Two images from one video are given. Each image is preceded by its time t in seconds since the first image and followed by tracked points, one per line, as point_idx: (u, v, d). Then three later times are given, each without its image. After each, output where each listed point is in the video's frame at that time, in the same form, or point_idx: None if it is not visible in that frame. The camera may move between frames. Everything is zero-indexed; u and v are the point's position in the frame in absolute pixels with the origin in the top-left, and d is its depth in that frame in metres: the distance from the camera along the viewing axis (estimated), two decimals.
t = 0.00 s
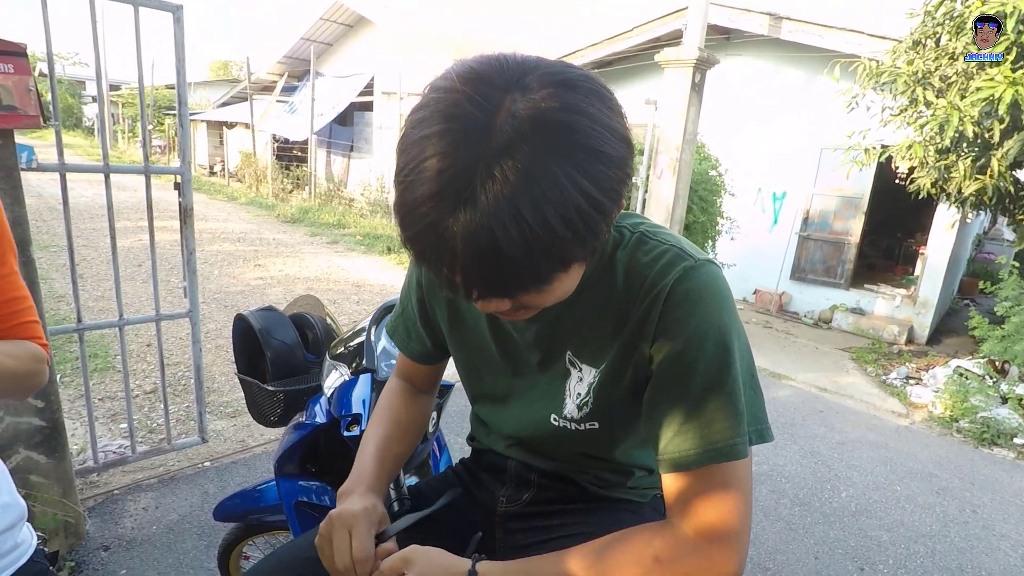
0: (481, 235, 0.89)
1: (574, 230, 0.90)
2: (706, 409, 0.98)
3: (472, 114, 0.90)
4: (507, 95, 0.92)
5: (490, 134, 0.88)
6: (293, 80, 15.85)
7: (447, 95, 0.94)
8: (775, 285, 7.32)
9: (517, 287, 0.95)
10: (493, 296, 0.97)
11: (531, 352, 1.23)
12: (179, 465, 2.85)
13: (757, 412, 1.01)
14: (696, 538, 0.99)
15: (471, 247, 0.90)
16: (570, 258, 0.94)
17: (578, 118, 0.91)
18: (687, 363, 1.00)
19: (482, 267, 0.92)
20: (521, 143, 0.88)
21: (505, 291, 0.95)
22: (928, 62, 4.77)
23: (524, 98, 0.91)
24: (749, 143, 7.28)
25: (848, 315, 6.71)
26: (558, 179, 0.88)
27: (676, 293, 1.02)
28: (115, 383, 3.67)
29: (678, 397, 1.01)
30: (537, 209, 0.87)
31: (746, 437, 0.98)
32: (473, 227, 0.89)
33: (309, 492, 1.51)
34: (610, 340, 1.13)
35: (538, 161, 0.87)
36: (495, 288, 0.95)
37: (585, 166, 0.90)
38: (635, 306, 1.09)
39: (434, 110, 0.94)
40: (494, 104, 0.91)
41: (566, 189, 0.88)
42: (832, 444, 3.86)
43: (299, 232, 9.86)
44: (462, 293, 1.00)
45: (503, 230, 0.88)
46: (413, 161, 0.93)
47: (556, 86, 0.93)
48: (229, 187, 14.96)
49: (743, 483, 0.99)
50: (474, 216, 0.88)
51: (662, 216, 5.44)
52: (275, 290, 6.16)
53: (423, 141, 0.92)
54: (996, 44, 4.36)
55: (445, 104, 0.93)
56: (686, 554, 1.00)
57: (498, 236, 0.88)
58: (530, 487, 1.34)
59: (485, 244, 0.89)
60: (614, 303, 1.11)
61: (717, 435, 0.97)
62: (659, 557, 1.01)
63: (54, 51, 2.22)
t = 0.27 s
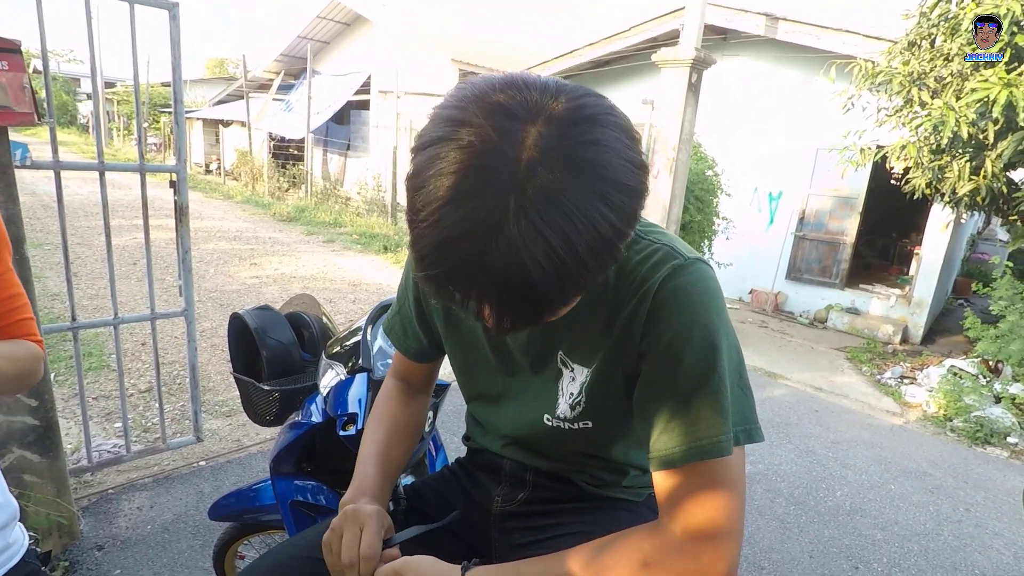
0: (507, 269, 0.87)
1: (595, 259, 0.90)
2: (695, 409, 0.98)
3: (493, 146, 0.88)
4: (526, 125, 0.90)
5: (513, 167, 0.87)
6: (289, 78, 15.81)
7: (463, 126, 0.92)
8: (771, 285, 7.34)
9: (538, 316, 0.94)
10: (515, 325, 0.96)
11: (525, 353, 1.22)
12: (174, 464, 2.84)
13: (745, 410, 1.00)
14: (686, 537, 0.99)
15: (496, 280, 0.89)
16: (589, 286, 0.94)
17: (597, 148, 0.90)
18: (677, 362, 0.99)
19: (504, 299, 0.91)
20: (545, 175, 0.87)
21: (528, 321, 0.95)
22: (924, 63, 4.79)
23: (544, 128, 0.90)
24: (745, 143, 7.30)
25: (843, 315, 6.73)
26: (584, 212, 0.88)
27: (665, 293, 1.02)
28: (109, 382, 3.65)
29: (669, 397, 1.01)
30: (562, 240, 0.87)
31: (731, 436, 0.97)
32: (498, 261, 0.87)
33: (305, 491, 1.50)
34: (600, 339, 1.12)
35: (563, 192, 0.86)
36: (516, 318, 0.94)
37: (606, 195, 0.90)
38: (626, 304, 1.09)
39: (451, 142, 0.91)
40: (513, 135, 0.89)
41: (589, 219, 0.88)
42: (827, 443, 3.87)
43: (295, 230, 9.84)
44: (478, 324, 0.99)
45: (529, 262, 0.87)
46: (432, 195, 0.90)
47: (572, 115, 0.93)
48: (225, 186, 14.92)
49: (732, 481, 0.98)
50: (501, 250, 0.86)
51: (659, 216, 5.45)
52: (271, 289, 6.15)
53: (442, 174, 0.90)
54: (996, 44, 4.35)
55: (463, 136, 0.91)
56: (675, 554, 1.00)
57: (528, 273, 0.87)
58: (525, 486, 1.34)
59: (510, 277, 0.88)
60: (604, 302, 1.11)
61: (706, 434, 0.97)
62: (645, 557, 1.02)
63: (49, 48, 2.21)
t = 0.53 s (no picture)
0: (501, 263, 0.87)
1: (590, 255, 0.91)
2: (699, 410, 0.98)
3: (490, 140, 0.89)
4: (523, 120, 0.91)
5: (509, 161, 0.87)
6: (288, 79, 15.81)
7: (459, 121, 0.93)
8: (769, 284, 7.35)
9: (532, 312, 0.94)
10: (509, 320, 0.96)
11: (527, 355, 1.23)
12: (174, 466, 2.85)
13: (752, 412, 1.00)
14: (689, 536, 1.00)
15: (490, 276, 0.89)
16: (584, 283, 0.94)
17: (594, 145, 0.91)
18: (681, 363, 0.99)
19: (498, 294, 0.91)
20: (542, 170, 0.87)
21: (521, 316, 0.95)
22: (921, 62, 4.80)
23: (541, 124, 0.90)
24: (743, 141, 7.30)
25: (842, 314, 6.75)
26: (578, 209, 0.88)
27: (669, 293, 1.03)
28: (109, 384, 3.65)
29: (671, 397, 1.01)
30: (557, 235, 0.87)
31: (740, 438, 0.97)
32: (493, 256, 0.87)
33: (305, 492, 1.51)
34: (605, 341, 1.13)
35: (558, 188, 0.87)
36: (510, 314, 0.94)
37: (602, 192, 0.90)
38: (630, 305, 1.09)
39: (447, 136, 0.92)
40: (510, 130, 0.90)
41: (585, 216, 0.88)
42: (826, 442, 3.88)
43: (294, 231, 9.84)
44: (472, 319, 0.99)
45: (524, 257, 0.87)
46: (427, 188, 0.91)
47: (569, 111, 0.93)
48: (223, 187, 14.92)
49: (734, 481, 0.99)
50: (495, 244, 0.86)
51: (657, 216, 5.46)
52: (270, 290, 6.16)
53: (438, 168, 0.90)
54: (997, 44, 4.35)
55: (460, 130, 0.92)
56: (678, 552, 1.01)
57: (519, 269, 0.88)
58: (526, 486, 1.35)
59: (504, 272, 0.88)
60: (607, 301, 1.12)
61: (710, 435, 0.97)
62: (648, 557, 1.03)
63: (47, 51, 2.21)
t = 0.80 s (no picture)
0: (500, 257, 0.88)
1: (588, 250, 0.91)
2: (703, 409, 0.99)
3: (491, 134, 0.89)
4: (524, 114, 0.91)
5: (510, 155, 0.87)
6: (284, 81, 15.80)
7: (462, 114, 0.93)
8: (768, 282, 7.35)
9: (530, 307, 0.94)
10: (509, 315, 0.97)
11: (528, 355, 1.23)
12: (174, 470, 2.84)
13: (755, 410, 1.01)
14: (697, 534, 1.00)
15: (489, 270, 0.89)
16: (582, 277, 0.94)
17: (595, 140, 0.91)
18: (683, 363, 1.00)
19: (497, 288, 0.91)
20: (542, 165, 0.87)
21: (521, 311, 0.95)
22: (917, 58, 4.80)
23: (542, 118, 0.90)
24: (740, 139, 7.31)
25: (840, 310, 6.76)
26: (577, 202, 0.88)
27: (671, 293, 1.03)
28: (108, 388, 3.65)
29: (674, 396, 1.01)
30: (556, 230, 0.87)
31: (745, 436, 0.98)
32: (492, 250, 0.88)
33: (305, 495, 1.50)
34: (606, 341, 1.13)
35: (558, 182, 0.87)
36: (508, 308, 0.94)
37: (601, 187, 0.90)
38: (631, 305, 1.09)
39: (450, 129, 0.92)
40: (512, 124, 0.90)
41: (584, 211, 0.88)
42: (826, 439, 3.88)
43: (292, 234, 9.84)
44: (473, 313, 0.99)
45: (522, 251, 0.87)
46: (429, 181, 0.91)
47: (570, 107, 0.93)
48: (220, 190, 14.91)
49: (738, 479, 0.99)
50: (494, 238, 0.87)
51: (655, 215, 5.46)
52: (269, 293, 6.15)
53: (440, 162, 0.91)
54: (996, 44, 4.34)
55: (462, 124, 0.92)
56: (687, 546, 1.00)
57: (519, 263, 0.88)
58: (527, 487, 1.35)
59: (502, 266, 0.88)
60: (607, 301, 1.12)
61: (716, 433, 0.97)
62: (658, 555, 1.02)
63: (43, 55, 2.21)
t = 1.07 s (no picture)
0: (495, 255, 0.88)
1: (582, 250, 0.91)
2: (713, 417, 1.00)
3: (488, 135, 0.90)
4: (520, 116, 0.92)
5: (506, 155, 0.88)
6: (283, 84, 15.81)
7: (459, 115, 0.94)
8: (767, 282, 7.36)
9: (524, 305, 0.94)
10: (501, 314, 0.96)
11: (531, 359, 1.23)
12: (174, 472, 2.84)
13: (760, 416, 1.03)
14: (731, 519, 1.02)
15: (483, 267, 0.89)
16: (575, 277, 0.95)
17: (590, 142, 0.91)
18: (691, 368, 1.01)
19: (490, 286, 0.91)
20: (537, 165, 0.88)
21: (513, 310, 0.95)
22: (914, 58, 4.81)
23: (538, 119, 0.91)
24: (739, 140, 7.32)
25: (840, 310, 6.76)
26: (570, 200, 0.88)
27: (676, 303, 1.04)
28: (108, 391, 3.65)
29: (684, 400, 1.02)
30: (549, 229, 0.88)
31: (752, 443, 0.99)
32: (487, 247, 0.87)
33: (307, 497, 1.51)
34: (612, 348, 1.14)
35: (552, 183, 0.87)
36: (501, 306, 0.94)
37: (596, 187, 0.90)
38: (638, 313, 1.10)
39: (446, 129, 0.93)
40: (509, 126, 0.91)
41: (577, 210, 0.89)
42: (826, 439, 3.88)
43: (291, 236, 9.85)
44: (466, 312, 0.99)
45: (516, 249, 0.87)
46: (425, 179, 0.91)
47: (567, 109, 0.94)
48: (219, 192, 14.91)
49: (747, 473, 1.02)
50: (489, 235, 0.87)
51: (654, 216, 5.47)
52: (269, 295, 6.16)
53: (437, 160, 0.91)
54: (997, 44, 4.33)
55: (458, 125, 0.92)
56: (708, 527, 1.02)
57: (510, 259, 0.88)
58: (530, 490, 1.34)
59: (496, 263, 0.88)
60: (612, 309, 1.13)
61: (728, 440, 0.99)
62: (702, 539, 1.02)
63: (44, 59, 2.21)
